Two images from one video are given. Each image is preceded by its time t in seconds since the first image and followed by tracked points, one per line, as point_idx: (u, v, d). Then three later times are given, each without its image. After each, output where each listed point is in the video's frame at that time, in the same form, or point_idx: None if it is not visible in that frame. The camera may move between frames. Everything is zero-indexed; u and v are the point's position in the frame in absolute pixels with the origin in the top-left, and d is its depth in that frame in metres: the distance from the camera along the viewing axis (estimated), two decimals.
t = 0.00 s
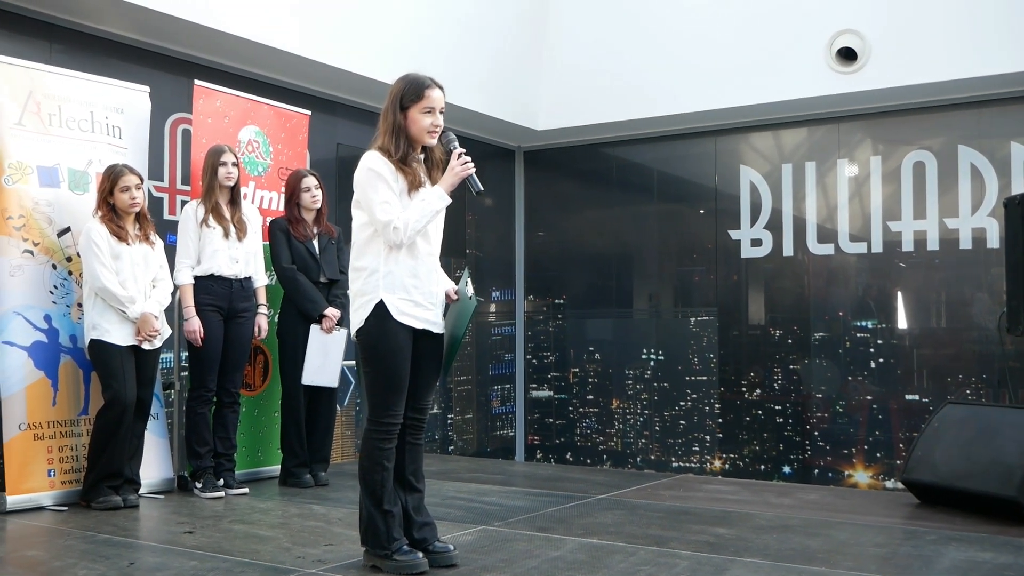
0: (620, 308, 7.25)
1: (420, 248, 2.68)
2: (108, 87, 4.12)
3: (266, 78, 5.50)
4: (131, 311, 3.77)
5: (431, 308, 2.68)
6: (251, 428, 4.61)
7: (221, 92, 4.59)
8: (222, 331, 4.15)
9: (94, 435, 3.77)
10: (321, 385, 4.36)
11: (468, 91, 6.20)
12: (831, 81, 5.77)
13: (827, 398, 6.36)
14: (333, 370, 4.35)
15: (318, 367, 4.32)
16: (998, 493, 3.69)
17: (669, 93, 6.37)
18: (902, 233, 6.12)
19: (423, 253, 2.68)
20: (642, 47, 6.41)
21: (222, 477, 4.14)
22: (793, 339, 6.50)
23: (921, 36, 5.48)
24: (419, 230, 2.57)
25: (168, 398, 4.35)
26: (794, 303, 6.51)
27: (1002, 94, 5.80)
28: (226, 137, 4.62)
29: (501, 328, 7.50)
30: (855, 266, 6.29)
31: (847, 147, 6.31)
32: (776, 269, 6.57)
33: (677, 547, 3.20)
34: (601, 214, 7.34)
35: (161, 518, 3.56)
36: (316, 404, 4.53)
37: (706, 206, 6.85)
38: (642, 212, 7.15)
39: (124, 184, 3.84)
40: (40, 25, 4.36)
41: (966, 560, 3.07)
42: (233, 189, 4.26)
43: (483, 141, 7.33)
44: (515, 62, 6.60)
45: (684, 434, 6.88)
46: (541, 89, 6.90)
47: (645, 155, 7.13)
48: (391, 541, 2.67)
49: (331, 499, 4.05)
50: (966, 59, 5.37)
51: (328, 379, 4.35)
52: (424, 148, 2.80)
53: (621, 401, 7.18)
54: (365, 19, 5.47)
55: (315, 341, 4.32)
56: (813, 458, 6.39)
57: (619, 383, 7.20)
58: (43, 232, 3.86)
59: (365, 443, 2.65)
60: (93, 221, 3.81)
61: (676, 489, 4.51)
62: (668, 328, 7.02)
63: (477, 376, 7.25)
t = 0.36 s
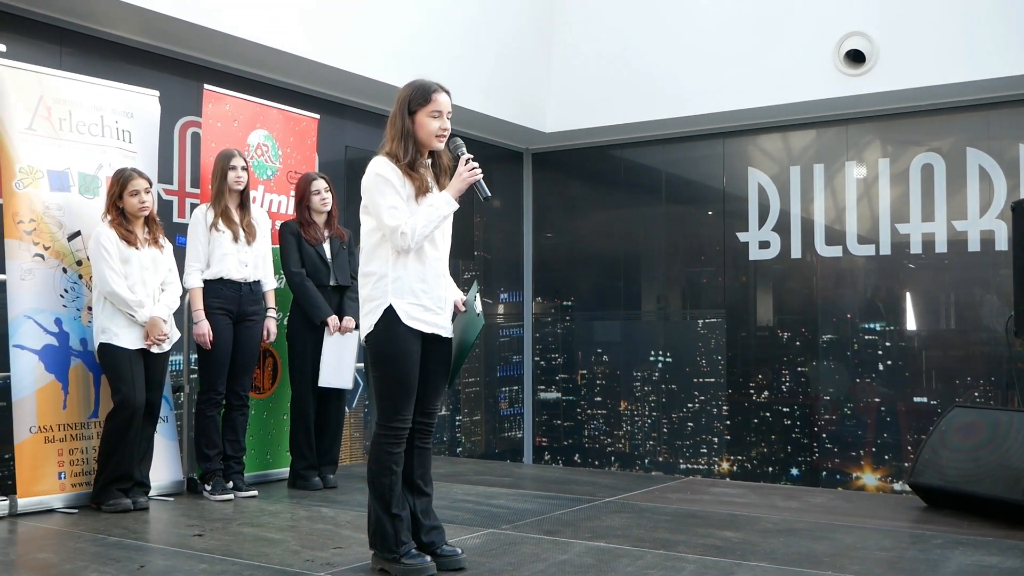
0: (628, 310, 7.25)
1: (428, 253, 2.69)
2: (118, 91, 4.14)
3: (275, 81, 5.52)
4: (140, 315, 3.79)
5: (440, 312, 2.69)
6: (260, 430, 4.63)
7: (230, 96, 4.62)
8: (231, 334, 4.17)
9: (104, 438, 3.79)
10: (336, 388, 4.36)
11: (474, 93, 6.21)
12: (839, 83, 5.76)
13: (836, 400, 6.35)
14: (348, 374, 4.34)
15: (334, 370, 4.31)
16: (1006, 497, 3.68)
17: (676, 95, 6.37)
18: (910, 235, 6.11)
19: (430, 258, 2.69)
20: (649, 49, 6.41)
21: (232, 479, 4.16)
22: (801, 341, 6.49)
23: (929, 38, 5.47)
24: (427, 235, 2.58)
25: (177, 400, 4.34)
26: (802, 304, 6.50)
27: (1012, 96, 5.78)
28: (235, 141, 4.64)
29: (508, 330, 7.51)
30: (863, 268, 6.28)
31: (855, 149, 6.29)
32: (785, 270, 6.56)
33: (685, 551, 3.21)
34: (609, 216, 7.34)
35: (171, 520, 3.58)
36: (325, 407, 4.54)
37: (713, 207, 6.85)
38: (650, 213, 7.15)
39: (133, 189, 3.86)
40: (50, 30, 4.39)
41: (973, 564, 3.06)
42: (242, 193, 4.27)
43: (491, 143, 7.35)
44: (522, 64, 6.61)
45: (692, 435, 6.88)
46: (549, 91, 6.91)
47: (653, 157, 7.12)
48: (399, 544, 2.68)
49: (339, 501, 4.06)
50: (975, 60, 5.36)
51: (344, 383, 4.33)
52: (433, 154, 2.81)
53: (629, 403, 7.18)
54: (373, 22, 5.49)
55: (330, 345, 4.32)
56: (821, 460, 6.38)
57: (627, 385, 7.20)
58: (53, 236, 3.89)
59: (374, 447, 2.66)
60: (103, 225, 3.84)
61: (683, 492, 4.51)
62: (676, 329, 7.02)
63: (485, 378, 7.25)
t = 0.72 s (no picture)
0: (635, 309, 7.24)
1: (437, 252, 2.68)
2: (126, 90, 4.14)
3: (282, 81, 5.52)
4: (145, 314, 3.78)
5: (450, 311, 2.67)
6: (268, 430, 4.63)
7: (238, 95, 4.61)
8: (239, 334, 4.16)
9: (110, 437, 3.79)
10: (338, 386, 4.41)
11: (481, 92, 6.20)
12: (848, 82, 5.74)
13: (844, 399, 6.33)
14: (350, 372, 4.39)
15: (337, 369, 4.35)
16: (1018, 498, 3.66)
17: (684, 94, 6.35)
18: (919, 234, 6.08)
19: (440, 257, 2.68)
20: (656, 48, 6.39)
21: (239, 479, 4.15)
22: (809, 341, 6.48)
23: (938, 36, 5.44)
24: (437, 234, 2.56)
25: (185, 400, 4.33)
26: (810, 303, 6.48)
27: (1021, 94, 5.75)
28: (243, 140, 4.63)
29: (515, 329, 7.50)
30: (871, 267, 6.26)
31: (864, 148, 6.27)
32: (793, 270, 6.54)
33: (695, 551, 3.19)
34: (616, 215, 7.33)
35: (179, 520, 3.58)
36: (333, 406, 4.54)
37: (721, 206, 6.83)
38: (657, 212, 7.13)
39: (135, 184, 3.86)
40: (58, 30, 4.39)
41: (985, 565, 3.04)
42: (251, 192, 4.27)
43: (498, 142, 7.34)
44: (529, 63, 6.59)
45: (700, 435, 6.86)
46: (556, 90, 6.90)
47: (660, 156, 7.10)
48: (409, 544, 2.67)
49: (348, 501, 4.06)
50: (984, 58, 5.33)
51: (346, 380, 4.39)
52: (442, 152, 2.81)
53: (636, 403, 7.17)
54: (381, 21, 5.48)
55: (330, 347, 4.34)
56: (829, 459, 6.35)
57: (634, 385, 7.19)
58: (62, 235, 3.89)
59: (383, 447, 2.66)
60: (108, 224, 3.83)
61: (692, 491, 4.49)
62: (683, 328, 7.00)
63: (492, 377, 7.24)
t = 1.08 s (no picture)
0: (639, 311, 7.23)
1: (446, 257, 2.68)
2: (133, 93, 4.14)
3: (288, 82, 5.52)
4: (147, 318, 3.77)
5: (458, 315, 2.67)
6: (275, 432, 4.63)
7: (245, 97, 4.61)
8: (246, 336, 4.17)
9: (119, 439, 3.79)
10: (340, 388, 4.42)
11: (487, 93, 6.20)
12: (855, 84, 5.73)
13: (850, 402, 6.32)
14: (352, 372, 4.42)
15: (338, 371, 4.36)
16: None
17: (689, 95, 6.35)
18: (925, 236, 6.06)
19: (449, 261, 2.69)
20: (662, 50, 6.39)
21: (247, 482, 4.15)
22: (815, 343, 6.47)
23: (945, 38, 5.44)
24: (447, 238, 2.57)
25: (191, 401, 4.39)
26: (815, 305, 6.47)
27: None
28: (251, 142, 4.63)
29: (521, 330, 7.50)
30: (876, 269, 6.24)
31: (869, 150, 6.26)
32: (798, 271, 6.53)
33: (703, 555, 3.19)
34: (621, 216, 7.33)
35: (187, 522, 3.58)
36: (339, 409, 4.53)
37: (726, 208, 6.82)
38: (662, 214, 7.13)
39: (134, 184, 3.86)
40: (66, 32, 4.39)
41: (995, 569, 3.04)
42: (257, 195, 4.28)
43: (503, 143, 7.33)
44: (535, 65, 6.59)
45: (705, 437, 6.85)
46: (561, 92, 6.89)
47: (665, 157, 7.10)
48: (418, 548, 2.65)
49: (355, 504, 4.05)
50: (991, 60, 5.33)
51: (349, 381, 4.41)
52: (451, 156, 2.80)
53: (642, 404, 7.16)
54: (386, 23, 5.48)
55: (330, 349, 4.34)
56: (835, 461, 6.35)
57: (640, 387, 7.18)
58: (70, 238, 3.89)
59: (391, 451, 2.65)
60: (114, 226, 3.85)
61: (698, 494, 4.49)
62: (688, 330, 7.00)
63: (498, 379, 7.24)
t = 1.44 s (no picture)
0: (645, 310, 7.22)
1: (456, 256, 2.67)
2: (141, 91, 4.13)
3: (295, 81, 5.51)
4: (158, 316, 3.77)
5: (465, 314, 2.66)
6: (283, 431, 4.62)
7: (253, 96, 4.60)
8: (253, 335, 4.16)
9: (127, 439, 3.78)
10: (349, 387, 4.38)
11: (493, 92, 6.18)
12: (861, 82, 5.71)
13: (856, 401, 6.30)
14: (362, 370, 4.36)
15: (347, 369, 4.32)
16: None
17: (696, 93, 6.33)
18: (932, 235, 6.04)
19: (458, 260, 2.67)
20: (668, 48, 6.37)
21: (254, 481, 4.15)
22: (821, 341, 6.45)
23: (952, 36, 5.42)
24: (456, 237, 2.56)
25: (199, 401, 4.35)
26: (821, 304, 6.46)
27: None
28: (258, 141, 4.62)
29: (526, 329, 7.48)
30: (883, 268, 6.23)
31: (875, 148, 6.24)
32: (804, 270, 6.52)
33: (714, 554, 3.18)
34: (627, 215, 7.32)
35: (195, 522, 3.57)
36: (346, 408, 4.52)
37: (732, 207, 6.81)
38: (668, 212, 7.11)
39: (143, 184, 3.85)
40: (74, 30, 4.39)
41: (1006, 569, 3.02)
42: (265, 193, 4.26)
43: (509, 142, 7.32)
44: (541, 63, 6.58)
45: (712, 436, 6.84)
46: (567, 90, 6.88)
47: (671, 156, 7.09)
48: (428, 547, 2.64)
49: (363, 503, 4.05)
50: (998, 59, 5.31)
51: (358, 379, 4.36)
52: (462, 153, 2.79)
53: (648, 403, 7.15)
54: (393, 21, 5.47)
55: (339, 347, 4.31)
56: (841, 460, 6.34)
57: (646, 385, 7.17)
58: (77, 236, 3.88)
59: (401, 450, 2.63)
60: (123, 224, 3.84)
61: (707, 494, 4.47)
62: (694, 329, 6.99)
63: (503, 378, 7.23)
